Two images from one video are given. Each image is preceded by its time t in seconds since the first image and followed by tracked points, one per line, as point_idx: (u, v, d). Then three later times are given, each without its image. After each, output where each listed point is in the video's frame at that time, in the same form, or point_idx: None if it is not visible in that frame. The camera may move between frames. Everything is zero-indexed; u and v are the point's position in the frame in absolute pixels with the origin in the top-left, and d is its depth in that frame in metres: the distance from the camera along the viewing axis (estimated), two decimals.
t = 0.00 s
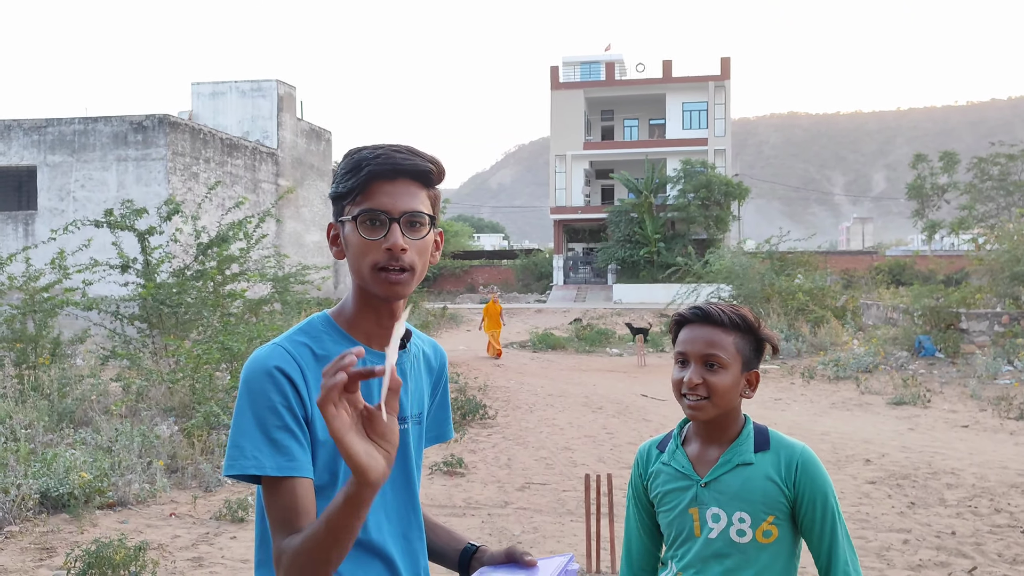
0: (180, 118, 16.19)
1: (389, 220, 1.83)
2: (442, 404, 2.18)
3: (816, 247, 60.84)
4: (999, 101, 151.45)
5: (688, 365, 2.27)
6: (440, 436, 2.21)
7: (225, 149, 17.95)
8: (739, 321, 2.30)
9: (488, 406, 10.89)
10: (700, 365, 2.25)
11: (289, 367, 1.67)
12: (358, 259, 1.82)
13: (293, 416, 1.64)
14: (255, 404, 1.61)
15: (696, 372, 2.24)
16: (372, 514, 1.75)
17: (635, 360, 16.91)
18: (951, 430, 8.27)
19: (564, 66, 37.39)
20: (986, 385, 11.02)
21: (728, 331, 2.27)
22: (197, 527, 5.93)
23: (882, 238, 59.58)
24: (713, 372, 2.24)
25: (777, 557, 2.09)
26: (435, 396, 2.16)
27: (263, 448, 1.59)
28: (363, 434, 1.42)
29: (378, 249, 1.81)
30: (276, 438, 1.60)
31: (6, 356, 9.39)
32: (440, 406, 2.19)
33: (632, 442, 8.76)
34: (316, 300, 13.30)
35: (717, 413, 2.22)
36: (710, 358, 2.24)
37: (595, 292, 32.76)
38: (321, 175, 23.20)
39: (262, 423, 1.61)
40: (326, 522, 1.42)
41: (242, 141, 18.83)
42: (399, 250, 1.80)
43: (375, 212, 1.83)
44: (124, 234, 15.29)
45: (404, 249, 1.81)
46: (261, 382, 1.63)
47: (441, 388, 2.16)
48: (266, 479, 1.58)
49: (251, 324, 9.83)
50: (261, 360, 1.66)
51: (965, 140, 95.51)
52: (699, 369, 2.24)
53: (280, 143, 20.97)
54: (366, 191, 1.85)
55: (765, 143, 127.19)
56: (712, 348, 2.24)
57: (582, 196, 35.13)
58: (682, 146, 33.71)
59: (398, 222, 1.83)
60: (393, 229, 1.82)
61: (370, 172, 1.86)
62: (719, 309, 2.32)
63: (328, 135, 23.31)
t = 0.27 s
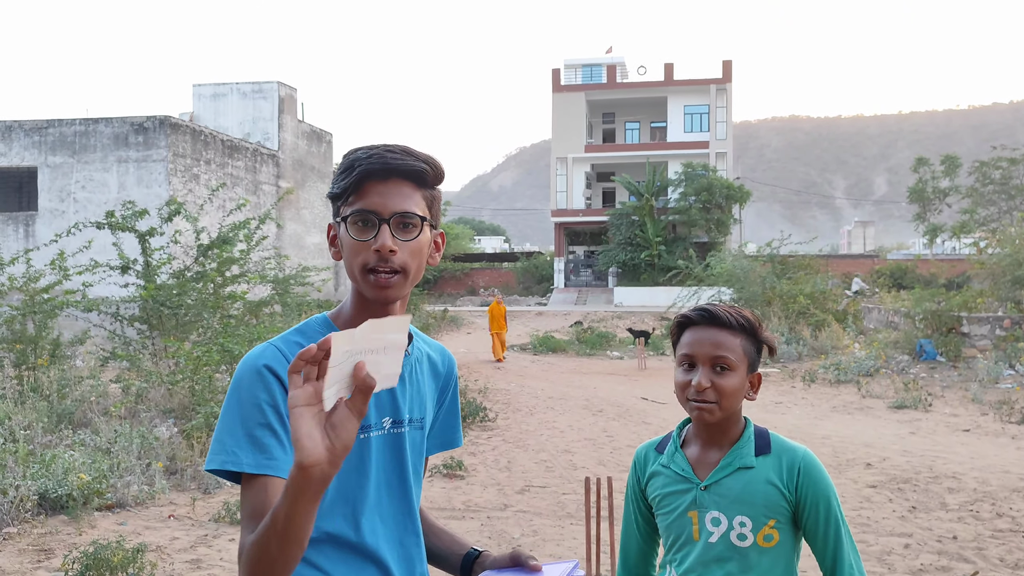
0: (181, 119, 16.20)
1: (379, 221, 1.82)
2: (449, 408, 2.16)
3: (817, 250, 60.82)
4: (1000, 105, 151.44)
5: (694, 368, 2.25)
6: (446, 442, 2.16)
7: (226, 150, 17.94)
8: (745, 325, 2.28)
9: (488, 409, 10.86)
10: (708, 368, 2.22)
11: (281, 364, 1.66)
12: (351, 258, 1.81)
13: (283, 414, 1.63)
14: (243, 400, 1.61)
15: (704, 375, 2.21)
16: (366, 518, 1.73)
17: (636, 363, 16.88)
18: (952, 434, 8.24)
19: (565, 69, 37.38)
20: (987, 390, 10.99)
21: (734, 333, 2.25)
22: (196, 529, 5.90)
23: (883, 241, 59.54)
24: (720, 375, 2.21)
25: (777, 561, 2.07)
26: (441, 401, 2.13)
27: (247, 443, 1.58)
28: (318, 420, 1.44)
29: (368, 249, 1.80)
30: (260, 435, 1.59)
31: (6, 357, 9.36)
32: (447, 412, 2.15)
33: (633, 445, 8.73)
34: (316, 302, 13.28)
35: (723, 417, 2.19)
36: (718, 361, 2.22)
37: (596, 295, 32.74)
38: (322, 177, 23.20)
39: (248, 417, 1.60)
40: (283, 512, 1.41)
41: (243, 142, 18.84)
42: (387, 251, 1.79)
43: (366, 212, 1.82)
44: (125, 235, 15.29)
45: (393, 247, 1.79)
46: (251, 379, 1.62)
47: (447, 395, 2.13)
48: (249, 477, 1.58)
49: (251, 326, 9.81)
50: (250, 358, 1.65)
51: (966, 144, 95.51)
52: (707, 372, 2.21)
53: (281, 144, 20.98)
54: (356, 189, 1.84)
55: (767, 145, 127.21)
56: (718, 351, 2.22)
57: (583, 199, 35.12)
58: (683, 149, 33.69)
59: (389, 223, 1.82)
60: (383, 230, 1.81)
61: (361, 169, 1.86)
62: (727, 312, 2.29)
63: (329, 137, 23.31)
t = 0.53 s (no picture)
0: (181, 122, 16.21)
1: (375, 222, 1.82)
2: (463, 411, 2.12)
3: (817, 254, 60.83)
4: (1000, 109, 151.61)
5: (695, 376, 2.23)
6: (460, 450, 2.10)
7: (227, 153, 17.94)
8: (746, 331, 2.27)
9: (488, 412, 10.86)
10: (712, 376, 2.21)
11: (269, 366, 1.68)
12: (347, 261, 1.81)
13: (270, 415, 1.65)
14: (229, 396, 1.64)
15: (707, 384, 2.20)
16: (359, 524, 1.72)
17: (636, 367, 16.87)
18: (952, 438, 8.24)
19: (566, 72, 37.40)
20: (987, 394, 10.99)
21: (736, 339, 2.24)
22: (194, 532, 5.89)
23: (883, 246, 59.56)
24: (724, 382, 2.20)
25: (776, 568, 2.06)
26: (448, 406, 2.11)
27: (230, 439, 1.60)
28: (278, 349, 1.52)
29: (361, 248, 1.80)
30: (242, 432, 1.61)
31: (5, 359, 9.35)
32: (457, 419, 2.11)
33: (632, 449, 8.72)
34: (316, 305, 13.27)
35: (726, 423, 2.19)
36: (722, 370, 2.20)
37: (595, 298, 32.75)
38: (322, 180, 23.20)
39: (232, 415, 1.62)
40: (228, 445, 1.47)
41: (243, 145, 18.84)
42: (383, 251, 1.79)
43: (360, 213, 1.83)
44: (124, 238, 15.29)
45: (386, 248, 1.79)
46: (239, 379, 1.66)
47: (454, 400, 2.10)
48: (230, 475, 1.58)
49: (251, 328, 9.80)
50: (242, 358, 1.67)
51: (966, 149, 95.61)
52: (710, 381, 2.19)
53: (281, 147, 20.99)
54: (351, 191, 1.85)
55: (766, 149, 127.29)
56: (720, 357, 2.20)
57: (583, 202, 35.12)
58: (683, 152, 33.69)
59: (385, 224, 1.82)
60: (378, 232, 1.81)
61: (356, 172, 1.86)
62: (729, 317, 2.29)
63: (329, 140, 23.31)
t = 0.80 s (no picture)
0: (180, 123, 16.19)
1: (414, 246, 1.80)
2: (450, 417, 2.14)
3: (814, 256, 60.92)
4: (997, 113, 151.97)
5: (695, 382, 2.21)
6: (449, 455, 2.14)
7: (225, 154, 17.94)
8: (746, 335, 2.27)
9: (486, 414, 10.85)
10: (710, 383, 2.19)
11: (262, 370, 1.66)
12: (373, 277, 1.77)
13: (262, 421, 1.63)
14: (224, 401, 1.61)
15: (705, 391, 2.18)
16: (356, 529, 1.72)
17: (633, 369, 16.87)
18: (950, 441, 8.24)
19: (564, 75, 37.42)
20: (985, 397, 11.01)
21: (735, 345, 2.22)
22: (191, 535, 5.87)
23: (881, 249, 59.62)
24: (723, 389, 2.19)
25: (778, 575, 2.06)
26: (438, 412, 2.11)
27: (223, 444, 1.58)
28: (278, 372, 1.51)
29: (396, 271, 1.77)
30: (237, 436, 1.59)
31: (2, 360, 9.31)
32: (446, 423, 2.12)
33: (630, 452, 8.71)
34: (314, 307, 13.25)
35: (723, 429, 2.17)
36: (719, 375, 2.19)
37: (594, 300, 32.78)
38: (320, 182, 23.20)
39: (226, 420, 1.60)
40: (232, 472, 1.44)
41: (242, 146, 18.83)
42: (420, 280, 1.79)
43: (399, 237, 1.79)
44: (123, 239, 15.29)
45: (423, 277, 1.80)
46: (233, 384, 1.62)
47: (445, 404, 2.11)
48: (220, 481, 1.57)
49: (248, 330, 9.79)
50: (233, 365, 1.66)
51: (963, 152, 95.81)
52: (708, 388, 2.18)
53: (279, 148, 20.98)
54: (392, 212, 1.80)
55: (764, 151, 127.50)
56: (721, 364, 2.19)
57: (581, 204, 35.13)
58: (681, 155, 33.72)
59: (421, 249, 1.81)
60: (417, 258, 1.79)
61: (402, 195, 1.82)
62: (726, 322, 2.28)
63: (327, 142, 23.30)
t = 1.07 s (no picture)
0: (175, 116, 16.12)
1: (417, 255, 1.76)
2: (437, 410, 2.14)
3: (809, 250, 61.00)
4: (992, 107, 152.20)
5: (692, 380, 2.20)
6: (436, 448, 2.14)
7: (220, 147, 17.87)
8: (745, 334, 2.26)
9: (482, 408, 10.86)
10: (702, 377, 2.19)
11: (254, 372, 1.65)
12: (373, 283, 1.74)
13: (254, 422, 1.62)
14: (217, 406, 1.59)
15: (699, 386, 2.18)
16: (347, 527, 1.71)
17: (629, 363, 16.89)
18: (944, 434, 8.29)
19: (560, 68, 37.35)
20: (979, 390, 11.06)
21: (730, 340, 2.22)
22: (187, 529, 5.87)
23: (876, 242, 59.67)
24: (716, 383, 2.18)
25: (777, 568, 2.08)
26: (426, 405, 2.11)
27: (215, 449, 1.57)
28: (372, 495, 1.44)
29: (397, 279, 1.74)
30: (231, 441, 1.58)
31: None
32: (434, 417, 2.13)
33: (626, 445, 8.74)
34: (309, 301, 13.22)
35: (716, 426, 2.17)
36: (713, 371, 2.18)
37: (589, 294, 32.78)
38: (315, 175, 23.14)
39: (220, 425, 1.58)
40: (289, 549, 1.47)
41: (236, 139, 18.75)
42: (419, 288, 1.76)
43: (402, 246, 1.75)
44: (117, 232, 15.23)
45: (423, 287, 1.77)
46: (226, 386, 1.61)
47: (433, 397, 2.12)
48: (215, 483, 1.56)
49: (244, 324, 9.78)
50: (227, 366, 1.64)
51: (958, 145, 95.92)
52: (702, 383, 2.18)
53: (274, 142, 20.91)
54: (395, 221, 1.75)
55: (759, 145, 127.61)
56: (717, 362, 2.18)
57: (577, 198, 35.11)
58: (677, 149, 33.71)
59: (423, 259, 1.78)
60: (419, 266, 1.76)
61: (408, 205, 1.77)
62: (726, 319, 2.26)
63: (323, 135, 23.22)
